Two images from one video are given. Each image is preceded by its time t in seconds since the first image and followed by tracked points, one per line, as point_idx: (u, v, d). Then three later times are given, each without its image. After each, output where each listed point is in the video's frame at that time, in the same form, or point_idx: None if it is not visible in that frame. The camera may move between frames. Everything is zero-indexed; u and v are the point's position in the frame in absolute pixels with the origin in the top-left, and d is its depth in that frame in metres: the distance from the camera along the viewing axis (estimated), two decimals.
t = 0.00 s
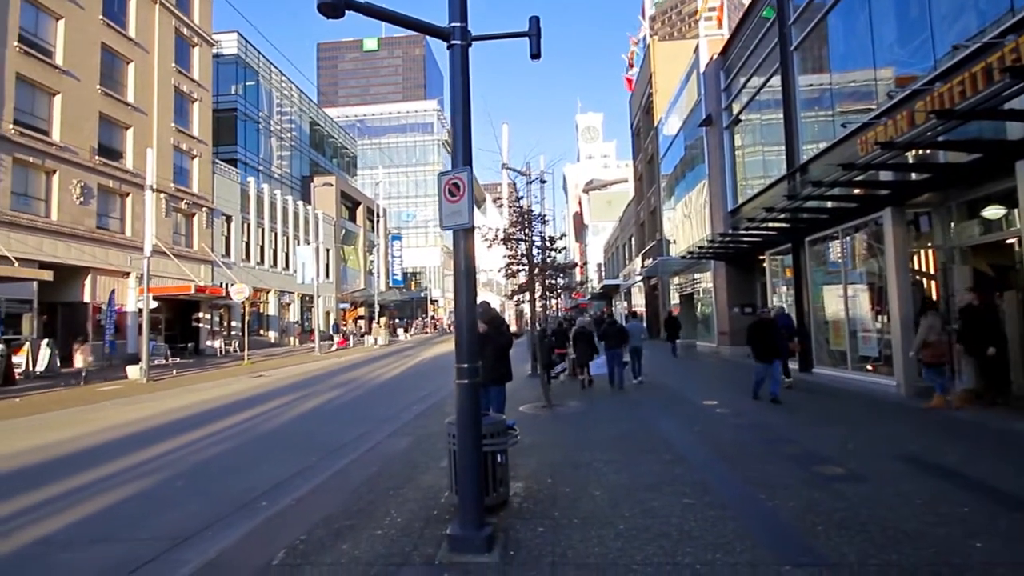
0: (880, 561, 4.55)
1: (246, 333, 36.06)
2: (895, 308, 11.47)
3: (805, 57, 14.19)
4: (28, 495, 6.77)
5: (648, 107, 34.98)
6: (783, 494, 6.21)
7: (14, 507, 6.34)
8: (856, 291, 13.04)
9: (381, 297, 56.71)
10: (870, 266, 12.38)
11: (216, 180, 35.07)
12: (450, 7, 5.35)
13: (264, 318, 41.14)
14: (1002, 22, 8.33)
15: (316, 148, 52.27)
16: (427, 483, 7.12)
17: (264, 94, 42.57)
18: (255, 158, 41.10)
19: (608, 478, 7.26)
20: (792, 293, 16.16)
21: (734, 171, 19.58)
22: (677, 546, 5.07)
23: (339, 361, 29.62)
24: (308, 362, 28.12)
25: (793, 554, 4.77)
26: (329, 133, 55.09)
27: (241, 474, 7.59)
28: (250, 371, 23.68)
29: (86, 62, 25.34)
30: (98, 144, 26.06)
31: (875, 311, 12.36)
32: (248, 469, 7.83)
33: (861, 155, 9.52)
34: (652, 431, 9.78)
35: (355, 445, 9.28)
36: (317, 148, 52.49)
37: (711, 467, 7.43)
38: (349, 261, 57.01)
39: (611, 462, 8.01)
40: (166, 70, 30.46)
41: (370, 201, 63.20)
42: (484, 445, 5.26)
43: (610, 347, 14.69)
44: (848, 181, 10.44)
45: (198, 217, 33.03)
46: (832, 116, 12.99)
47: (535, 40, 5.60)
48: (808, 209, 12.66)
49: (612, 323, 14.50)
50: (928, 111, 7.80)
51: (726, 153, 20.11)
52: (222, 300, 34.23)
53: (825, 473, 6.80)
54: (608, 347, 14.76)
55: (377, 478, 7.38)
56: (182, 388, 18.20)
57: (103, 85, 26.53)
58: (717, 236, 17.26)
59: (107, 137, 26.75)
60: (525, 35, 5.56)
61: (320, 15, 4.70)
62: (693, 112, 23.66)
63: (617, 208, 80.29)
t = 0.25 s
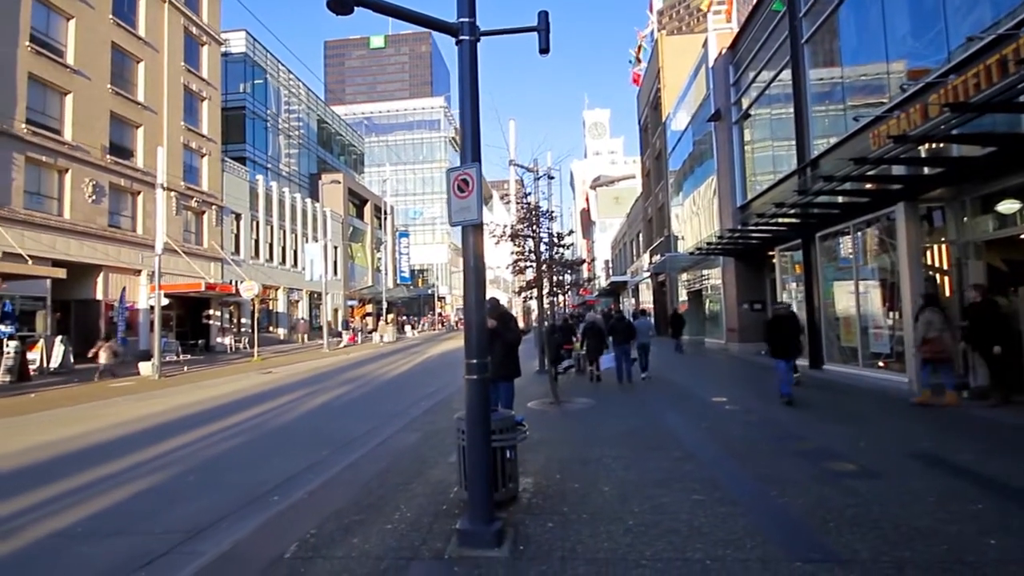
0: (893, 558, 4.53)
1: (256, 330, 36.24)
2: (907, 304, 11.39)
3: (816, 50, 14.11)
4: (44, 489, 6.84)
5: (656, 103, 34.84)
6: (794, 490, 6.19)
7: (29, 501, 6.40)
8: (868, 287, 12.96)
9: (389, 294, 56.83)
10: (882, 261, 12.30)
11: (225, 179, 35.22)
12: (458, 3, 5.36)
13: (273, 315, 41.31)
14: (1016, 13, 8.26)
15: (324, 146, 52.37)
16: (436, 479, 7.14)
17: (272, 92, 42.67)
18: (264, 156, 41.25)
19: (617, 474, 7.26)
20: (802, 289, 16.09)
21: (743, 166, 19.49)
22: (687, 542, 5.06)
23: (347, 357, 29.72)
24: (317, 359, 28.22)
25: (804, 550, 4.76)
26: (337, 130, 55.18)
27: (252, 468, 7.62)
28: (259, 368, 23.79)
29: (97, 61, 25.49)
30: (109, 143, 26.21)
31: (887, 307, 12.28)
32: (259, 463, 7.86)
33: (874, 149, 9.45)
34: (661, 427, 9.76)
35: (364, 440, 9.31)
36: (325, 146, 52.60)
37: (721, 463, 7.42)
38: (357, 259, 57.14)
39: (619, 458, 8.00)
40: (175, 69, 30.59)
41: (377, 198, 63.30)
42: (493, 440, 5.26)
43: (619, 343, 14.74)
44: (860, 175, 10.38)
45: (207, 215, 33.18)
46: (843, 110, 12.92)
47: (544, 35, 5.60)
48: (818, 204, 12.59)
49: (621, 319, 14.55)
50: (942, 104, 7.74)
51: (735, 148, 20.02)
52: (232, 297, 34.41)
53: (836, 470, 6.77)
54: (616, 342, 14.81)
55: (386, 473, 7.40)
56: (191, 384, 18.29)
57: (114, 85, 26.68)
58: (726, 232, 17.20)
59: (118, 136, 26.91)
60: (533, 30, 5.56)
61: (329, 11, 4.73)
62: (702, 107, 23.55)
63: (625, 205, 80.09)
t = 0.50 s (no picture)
0: (907, 554, 4.51)
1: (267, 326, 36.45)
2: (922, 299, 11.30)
3: (829, 42, 13.99)
4: (61, 483, 6.91)
5: (665, 97, 34.69)
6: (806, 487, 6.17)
7: (46, 495, 6.46)
8: (882, 282, 12.86)
9: (398, 291, 56.97)
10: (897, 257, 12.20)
11: (236, 176, 35.40)
12: None
13: (284, 312, 41.53)
14: None
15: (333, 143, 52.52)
16: (447, 473, 7.16)
17: (282, 90, 42.82)
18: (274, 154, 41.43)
19: (627, 470, 7.26)
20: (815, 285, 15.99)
21: (754, 160, 19.38)
22: (699, 538, 5.05)
23: (358, 354, 29.82)
24: (328, 355, 28.34)
25: (816, 546, 4.74)
26: (346, 128, 55.32)
27: (266, 463, 7.68)
28: (271, 364, 23.93)
29: (109, 61, 25.66)
30: (122, 142, 26.38)
31: (901, 303, 12.20)
32: (272, 458, 7.93)
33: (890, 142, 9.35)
34: (671, 423, 9.77)
35: (375, 436, 9.36)
36: (334, 143, 52.75)
37: (731, 459, 7.41)
38: (366, 256, 57.31)
39: (630, 454, 8.00)
40: (186, 68, 30.74)
41: (386, 196, 63.41)
42: (504, 435, 5.27)
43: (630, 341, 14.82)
44: (875, 169, 10.28)
45: (219, 213, 33.37)
46: (856, 103, 12.81)
47: (554, 28, 5.59)
48: (831, 199, 12.52)
49: (632, 317, 14.60)
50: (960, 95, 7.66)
51: (746, 142, 19.89)
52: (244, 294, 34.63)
53: (849, 467, 6.75)
54: (628, 340, 14.88)
55: (397, 468, 7.45)
56: (203, 380, 18.42)
57: (126, 84, 26.85)
58: (738, 227, 17.11)
59: (131, 135, 27.10)
60: (544, 24, 5.55)
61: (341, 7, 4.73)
62: (712, 101, 23.42)
63: (633, 201, 79.89)
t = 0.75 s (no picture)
0: (922, 553, 4.48)
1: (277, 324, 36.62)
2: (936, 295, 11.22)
3: (841, 35, 13.88)
4: (75, 478, 6.96)
5: (674, 92, 34.55)
6: (818, 484, 6.14)
7: (61, 490, 6.51)
8: (895, 278, 12.77)
9: (406, 288, 57.08)
10: (910, 253, 12.11)
11: (246, 175, 35.55)
12: None
13: (293, 310, 41.70)
14: None
15: (341, 141, 52.64)
16: (456, 470, 7.17)
17: (291, 89, 42.96)
18: (283, 152, 41.59)
19: (637, 467, 7.24)
20: (827, 281, 15.90)
21: (764, 156, 19.27)
22: (710, 535, 5.03)
23: (367, 351, 29.92)
24: (337, 352, 28.44)
25: (830, 545, 4.70)
26: (354, 126, 55.43)
27: (277, 459, 7.71)
28: (281, 361, 24.04)
29: (121, 61, 25.83)
30: (134, 142, 26.56)
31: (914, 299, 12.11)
32: (284, 454, 7.97)
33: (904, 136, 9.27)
34: (680, 420, 9.74)
35: (385, 432, 9.38)
36: (342, 141, 52.87)
37: (742, 456, 7.38)
38: (375, 253, 57.44)
39: (640, 451, 7.99)
40: (197, 67, 30.88)
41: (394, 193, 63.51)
42: (514, 431, 5.26)
43: (642, 335, 15.01)
44: (888, 163, 10.21)
45: (230, 211, 33.53)
46: (869, 97, 12.72)
47: (564, 24, 5.57)
48: (842, 194, 12.38)
49: (645, 312, 14.78)
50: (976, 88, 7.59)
51: (756, 137, 19.77)
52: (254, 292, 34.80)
53: (862, 464, 6.71)
54: (640, 334, 15.06)
55: (407, 464, 7.46)
56: (214, 376, 18.52)
57: (138, 84, 27.02)
58: (748, 224, 17.02)
59: (143, 134, 27.28)
60: (553, 20, 5.53)
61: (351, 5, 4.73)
62: (722, 95, 23.29)
63: (642, 198, 79.67)
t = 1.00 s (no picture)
0: (939, 552, 4.43)
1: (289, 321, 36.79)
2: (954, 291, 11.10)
3: (856, 28, 13.74)
4: (92, 472, 7.01)
5: (685, 87, 34.36)
6: (832, 482, 6.09)
7: (79, 484, 6.57)
8: (911, 274, 12.66)
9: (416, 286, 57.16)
10: (926, 248, 11.99)
11: (258, 173, 35.73)
12: None
13: (305, 307, 41.88)
14: None
15: (351, 139, 52.77)
16: (467, 466, 7.17)
17: (302, 88, 43.11)
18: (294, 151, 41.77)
19: (649, 464, 7.22)
20: (840, 278, 15.77)
21: (777, 150, 19.13)
22: (723, 533, 5.00)
23: (378, 348, 29.99)
24: (349, 349, 28.54)
25: (845, 543, 4.67)
26: (364, 124, 55.56)
27: (290, 454, 7.74)
28: (293, 358, 24.15)
29: (134, 61, 26.02)
30: (148, 141, 26.77)
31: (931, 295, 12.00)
32: (297, 449, 8.00)
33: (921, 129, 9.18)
34: (692, 417, 9.69)
35: (396, 428, 9.39)
36: (352, 139, 52.99)
37: (755, 453, 7.34)
38: (385, 251, 57.56)
39: (652, 448, 7.96)
40: (209, 67, 31.03)
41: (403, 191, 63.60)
42: (525, 427, 5.25)
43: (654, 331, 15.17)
44: (904, 157, 10.11)
45: (242, 209, 33.70)
46: (884, 90, 12.60)
47: (574, 19, 5.55)
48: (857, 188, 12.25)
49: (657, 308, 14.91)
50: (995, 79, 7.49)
51: (769, 132, 19.62)
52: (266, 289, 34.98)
53: (877, 463, 6.65)
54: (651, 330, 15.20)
55: (418, 460, 7.47)
56: (226, 373, 18.62)
57: (151, 84, 27.21)
58: (760, 219, 16.89)
59: (156, 133, 27.48)
60: (564, 14, 5.51)
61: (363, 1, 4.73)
62: (734, 89, 23.14)
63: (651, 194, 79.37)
